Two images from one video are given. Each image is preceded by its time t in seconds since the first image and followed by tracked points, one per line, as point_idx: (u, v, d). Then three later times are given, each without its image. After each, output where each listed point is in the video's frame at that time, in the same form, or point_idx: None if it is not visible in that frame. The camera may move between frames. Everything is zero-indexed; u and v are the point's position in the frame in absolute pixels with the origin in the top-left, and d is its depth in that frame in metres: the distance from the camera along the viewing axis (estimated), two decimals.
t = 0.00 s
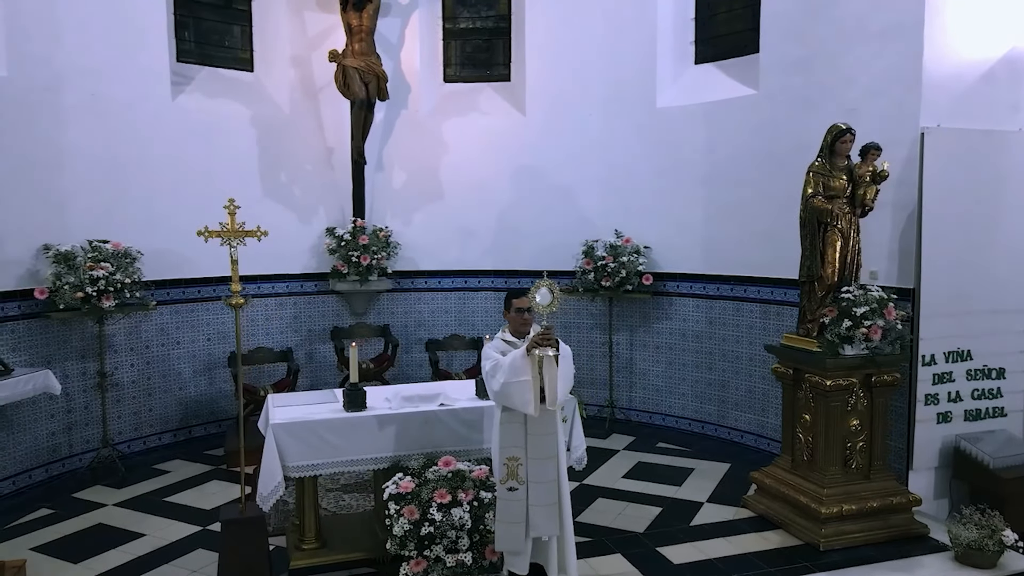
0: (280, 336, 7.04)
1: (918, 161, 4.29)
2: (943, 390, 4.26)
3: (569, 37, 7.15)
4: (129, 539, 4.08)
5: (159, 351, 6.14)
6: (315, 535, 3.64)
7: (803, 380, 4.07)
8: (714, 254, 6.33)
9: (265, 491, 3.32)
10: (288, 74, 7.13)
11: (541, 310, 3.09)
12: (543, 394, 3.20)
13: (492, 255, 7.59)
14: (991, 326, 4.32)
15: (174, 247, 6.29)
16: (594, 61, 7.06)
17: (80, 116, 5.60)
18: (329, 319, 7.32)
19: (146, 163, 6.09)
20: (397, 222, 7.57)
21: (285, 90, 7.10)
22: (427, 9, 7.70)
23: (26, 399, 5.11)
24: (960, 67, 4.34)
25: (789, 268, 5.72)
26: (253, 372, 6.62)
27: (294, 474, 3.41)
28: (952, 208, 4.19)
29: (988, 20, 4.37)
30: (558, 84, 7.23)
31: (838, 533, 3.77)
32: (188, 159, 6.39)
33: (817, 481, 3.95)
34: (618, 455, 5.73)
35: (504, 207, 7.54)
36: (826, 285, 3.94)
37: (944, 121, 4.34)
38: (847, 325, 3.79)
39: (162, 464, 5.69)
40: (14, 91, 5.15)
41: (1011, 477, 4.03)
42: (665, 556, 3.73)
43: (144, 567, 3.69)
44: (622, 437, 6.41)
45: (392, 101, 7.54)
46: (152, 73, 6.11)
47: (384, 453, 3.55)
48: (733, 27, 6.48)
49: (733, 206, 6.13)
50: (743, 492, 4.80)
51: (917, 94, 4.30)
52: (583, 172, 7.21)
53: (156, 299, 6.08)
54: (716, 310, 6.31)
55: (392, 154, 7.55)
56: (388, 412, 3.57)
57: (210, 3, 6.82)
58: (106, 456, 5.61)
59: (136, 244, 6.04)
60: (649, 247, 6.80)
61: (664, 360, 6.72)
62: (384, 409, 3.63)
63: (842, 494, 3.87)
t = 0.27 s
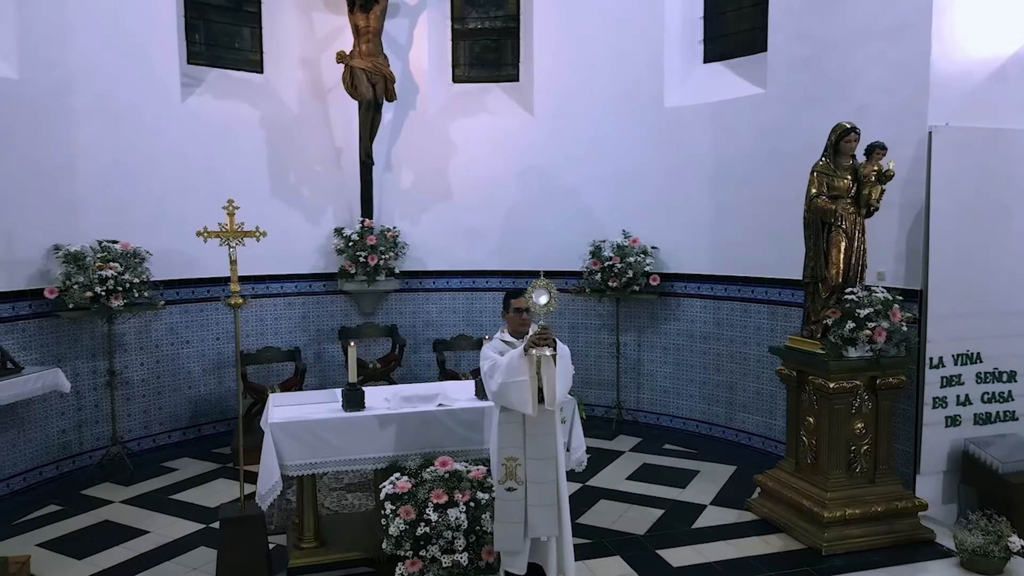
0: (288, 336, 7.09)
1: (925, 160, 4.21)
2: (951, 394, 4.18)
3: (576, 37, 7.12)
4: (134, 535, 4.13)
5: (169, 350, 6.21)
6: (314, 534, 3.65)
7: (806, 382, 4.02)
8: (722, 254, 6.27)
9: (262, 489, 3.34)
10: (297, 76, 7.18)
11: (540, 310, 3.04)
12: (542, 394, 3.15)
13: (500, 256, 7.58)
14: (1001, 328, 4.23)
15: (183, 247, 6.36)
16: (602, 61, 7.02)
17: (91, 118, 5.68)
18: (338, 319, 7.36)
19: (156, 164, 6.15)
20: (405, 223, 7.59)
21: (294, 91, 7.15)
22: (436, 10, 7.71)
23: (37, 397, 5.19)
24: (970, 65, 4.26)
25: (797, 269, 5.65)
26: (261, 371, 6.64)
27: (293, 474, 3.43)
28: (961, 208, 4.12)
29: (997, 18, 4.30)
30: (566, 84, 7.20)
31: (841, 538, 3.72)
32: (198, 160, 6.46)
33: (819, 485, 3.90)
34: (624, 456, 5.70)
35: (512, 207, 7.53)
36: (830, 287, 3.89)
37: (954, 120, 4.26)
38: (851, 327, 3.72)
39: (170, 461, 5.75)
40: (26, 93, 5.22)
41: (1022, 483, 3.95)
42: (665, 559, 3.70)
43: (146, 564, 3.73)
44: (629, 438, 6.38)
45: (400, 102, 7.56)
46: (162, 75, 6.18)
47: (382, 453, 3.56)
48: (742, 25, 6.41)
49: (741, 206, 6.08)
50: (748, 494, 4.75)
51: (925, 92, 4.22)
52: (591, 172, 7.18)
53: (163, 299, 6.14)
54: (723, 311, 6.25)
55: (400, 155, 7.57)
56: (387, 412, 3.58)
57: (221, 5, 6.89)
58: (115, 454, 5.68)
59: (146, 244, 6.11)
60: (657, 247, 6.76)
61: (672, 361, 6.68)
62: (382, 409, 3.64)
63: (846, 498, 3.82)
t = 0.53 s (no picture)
0: (299, 335, 7.15)
1: (935, 159, 4.12)
2: (963, 398, 4.08)
3: (587, 37, 7.07)
4: (140, 532, 4.19)
5: (182, 348, 6.29)
6: (312, 532, 3.67)
7: (811, 385, 3.95)
8: (732, 255, 6.20)
9: (261, 488, 3.36)
10: (309, 78, 7.24)
11: (533, 308, 3.06)
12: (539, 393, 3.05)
13: (511, 256, 7.56)
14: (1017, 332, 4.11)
15: (196, 248, 6.44)
16: (612, 61, 6.97)
17: (104, 120, 5.77)
18: (349, 319, 7.41)
19: (168, 166, 6.24)
20: (416, 223, 7.62)
21: (306, 93, 7.21)
22: (447, 11, 7.70)
23: (51, 394, 5.29)
24: (982, 61, 4.15)
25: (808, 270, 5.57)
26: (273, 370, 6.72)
27: (290, 472, 3.45)
28: (974, 207, 4.00)
29: (1009, 14, 4.19)
30: (577, 84, 7.16)
31: (844, 543, 3.65)
32: (210, 162, 6.54)
33: (823, 489, 3.84)
34: (630, 458, 5.67)
35: (522, 207, 7.50)
36: (835, 288, 3.83)
37: (966, 118, 4.16)
38: (855, 329, 3.65)
39: (181, 459, 5.83)
40: (41, 96, 5.32)
41: None
42: (664, 563, 3.67)
43: (150, 559, 3.78)
44: (638, 440, 6.33)
45: (411, 103, 7.59)
46: (175, 78, 6.27)
47: (379, 452, 3.57)
48: (753, 23, 6.32)
49: (751, 206, 6.00)
50: (754, 498, 4.69)
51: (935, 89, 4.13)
52: (601, 173, 7.13)
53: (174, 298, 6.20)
54: (733, 312, 6.17)
55: (411, 156, 7.60)
56: (385, 412, 3.58)
57: (234, 8, 6.96)
58: (128, 451, 5.78)
59: (159, 244, 6.20)
60: (667, 248, 6.70)
61: (682, 362, 6.62)
62: (381, 408, 3.66)
63: (850, 503, 3.75)
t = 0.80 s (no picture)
0: (309, 335, 7.20)
1: (944, 157, 4.04)
2: (972, 402, 3.99)
3: (596, 36, 7.04)
4: (146, 528, 4.24)
5: (192, 347, 6.36)
6: (311, 530, 3.69)
7: (815, 387, 3.89)
8: (741, 255, 6.13)
9: (260, 486, 3.38)
10: (319, 79, 7.29)
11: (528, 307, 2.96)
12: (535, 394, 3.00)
13: (520, 256, 7.55)
14: None
15: (206, 247, 6.51)
16: (621, 60, 6.93)
17: (117, 122, 5.86)
18: (358, 319, 7.45)
19: (179, 167, 6.32)
20: (426, 223, 7.64)
21: (316, 94, 7.26)
22: (457, 11, 7.71)
23: (64, 392, 5.39)
24: (992, 58, 4.06)
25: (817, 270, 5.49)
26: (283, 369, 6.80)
27: (288, 471, 3.48)
28: (984, 206, 3.91)
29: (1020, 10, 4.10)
30: (586, 84, 7.13)
31: (847, 548, 3.60)
32: (221, 163, 6.62)
33: (826, 493, 3.79)
34: (637, 460, 5.64)
35: (532, 207, 7.48)
36: (839, 289, 3.77)
37: (977, 115, 4.08)
38: (858, 331, 3.60)
39: (190, 456, 5.89)
40: (54, 99, 5.42)
41: None
42: (663, 566, 3.63)
43: (153, 555, 3.83)
44: (645, 441, 6.29)
45: (420, 104, 7.62)
46: (186, 80, 6.35)
47: (377, 451, 3.59)
48: (764, 21, 6.25)
49: (759, 206, 5.94)
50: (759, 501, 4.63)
51: (943, 87, 4.05)
52: (610, 173, 7.09)
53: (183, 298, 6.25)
54: (742, 313, 6.10)
55: (420, 156, 7.62)
56: (383, 412, 3.60)
57: (246, 10, 7.04)
58: (139, 448, 5.86)
59: (170, 244, 6.28)
60: (676, 248, 6.65)
61: (691, 363, 6.56)
62: (379, 408, 3.67)
63: (854, 507, 3.69)
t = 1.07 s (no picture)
0: (318, 334, 7.25)
1: (951, 156, 3.96)
2: (981, 405, 3.90)
3: (604, 35, 7.00)
4: (151, 525, 4.29)
5: (202, 346, 6.42)
6: (311, 529, 3.72)
7: (818, 389, 3.85)
8: (749, 256, 6.07)
9: (259, 484, 3.40)
10: (328, 80, 7.33)
11: (522, 306, 2.93)
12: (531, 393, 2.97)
13: (528, 256, 7.52)
14: None
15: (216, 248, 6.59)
16: (629, 59, 6.89)
17: (128, 123, 5.94)
18: (367, 319, 7.48)
19: (189, 168, 6.39)
20: (434, 223, 7.65)
21: (325, 95, 7.31)
22: (466, 12, 7.71)
23: (74, 390, 5.46)
24: (1002, 55, 3.97)
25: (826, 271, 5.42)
26: (291, 368, 6.84)
27: (287, 470, 3.50)
28: (992, 206, 3.83)
29: None
30: (594, 84, 7.09)
31: (849, 553, 3.55)
32: (231, 164, 6.68)
33: (829, 496, 3.74)
34: (642, 461, 5.60)
35: (540, 207, 7.46)
36: (843, 290, 3.72)
37: (986, 113, 4.00)
38: (861, 333, 3.54)
39: (198, 454, 5.95)
40: (66, 100, 5.49)
41: None
42: (662, 569, 3.61)
43: (156, 552, 3.87)
44: (652, 443, 6.24)
45: (429, 104, 7.63)
46: (196, 82, 6.43)
47: (376, 451, 3.60)
48: (773, 19, 6.18)
49: (767, 206, 5.88)
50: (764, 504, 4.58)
51: (951, 85, 3.98)
52: (618, 173, 7.04)
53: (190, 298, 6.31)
54: (750, 314, 6.04)
55: (429, 156, 7.64)
56: (382, 411, 3.61)
57: (256, 13, 7.10)
58: (148, 446, 5.93)
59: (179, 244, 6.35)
60: (684, 249, 6.60)
61: (698, 364, 6.51)
62: (378, 408, 3.68)
63: (857, 511, 3.64)
